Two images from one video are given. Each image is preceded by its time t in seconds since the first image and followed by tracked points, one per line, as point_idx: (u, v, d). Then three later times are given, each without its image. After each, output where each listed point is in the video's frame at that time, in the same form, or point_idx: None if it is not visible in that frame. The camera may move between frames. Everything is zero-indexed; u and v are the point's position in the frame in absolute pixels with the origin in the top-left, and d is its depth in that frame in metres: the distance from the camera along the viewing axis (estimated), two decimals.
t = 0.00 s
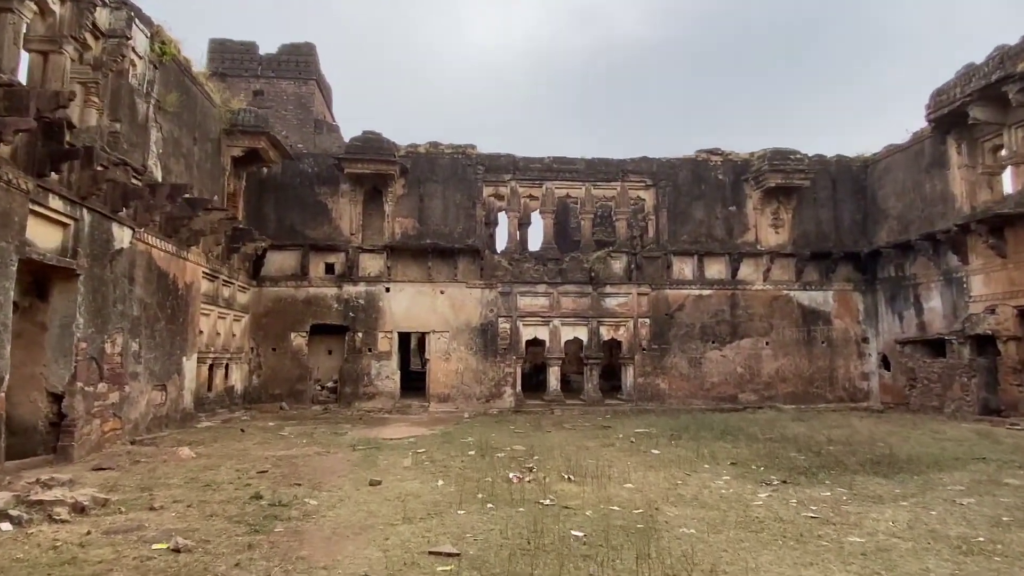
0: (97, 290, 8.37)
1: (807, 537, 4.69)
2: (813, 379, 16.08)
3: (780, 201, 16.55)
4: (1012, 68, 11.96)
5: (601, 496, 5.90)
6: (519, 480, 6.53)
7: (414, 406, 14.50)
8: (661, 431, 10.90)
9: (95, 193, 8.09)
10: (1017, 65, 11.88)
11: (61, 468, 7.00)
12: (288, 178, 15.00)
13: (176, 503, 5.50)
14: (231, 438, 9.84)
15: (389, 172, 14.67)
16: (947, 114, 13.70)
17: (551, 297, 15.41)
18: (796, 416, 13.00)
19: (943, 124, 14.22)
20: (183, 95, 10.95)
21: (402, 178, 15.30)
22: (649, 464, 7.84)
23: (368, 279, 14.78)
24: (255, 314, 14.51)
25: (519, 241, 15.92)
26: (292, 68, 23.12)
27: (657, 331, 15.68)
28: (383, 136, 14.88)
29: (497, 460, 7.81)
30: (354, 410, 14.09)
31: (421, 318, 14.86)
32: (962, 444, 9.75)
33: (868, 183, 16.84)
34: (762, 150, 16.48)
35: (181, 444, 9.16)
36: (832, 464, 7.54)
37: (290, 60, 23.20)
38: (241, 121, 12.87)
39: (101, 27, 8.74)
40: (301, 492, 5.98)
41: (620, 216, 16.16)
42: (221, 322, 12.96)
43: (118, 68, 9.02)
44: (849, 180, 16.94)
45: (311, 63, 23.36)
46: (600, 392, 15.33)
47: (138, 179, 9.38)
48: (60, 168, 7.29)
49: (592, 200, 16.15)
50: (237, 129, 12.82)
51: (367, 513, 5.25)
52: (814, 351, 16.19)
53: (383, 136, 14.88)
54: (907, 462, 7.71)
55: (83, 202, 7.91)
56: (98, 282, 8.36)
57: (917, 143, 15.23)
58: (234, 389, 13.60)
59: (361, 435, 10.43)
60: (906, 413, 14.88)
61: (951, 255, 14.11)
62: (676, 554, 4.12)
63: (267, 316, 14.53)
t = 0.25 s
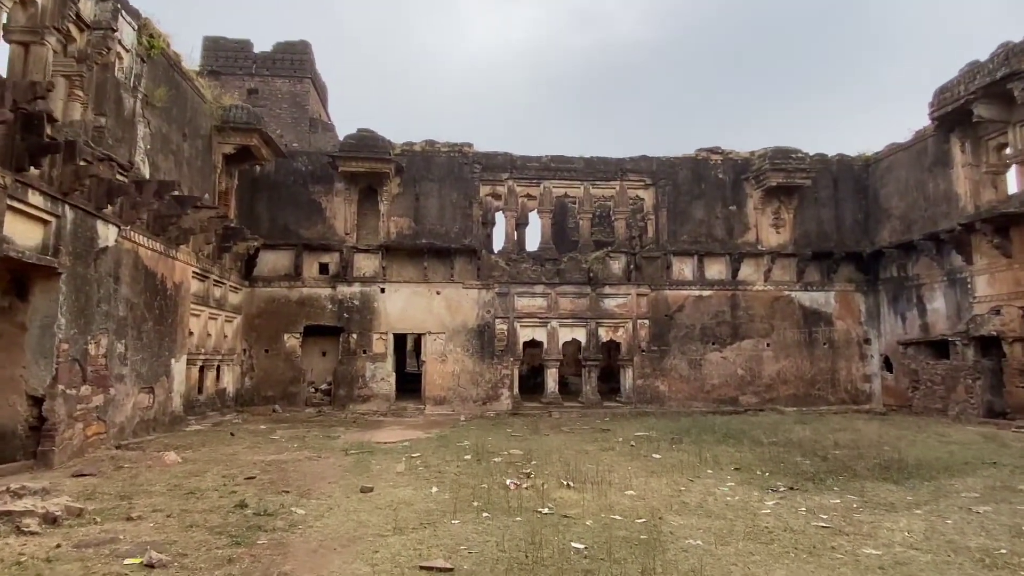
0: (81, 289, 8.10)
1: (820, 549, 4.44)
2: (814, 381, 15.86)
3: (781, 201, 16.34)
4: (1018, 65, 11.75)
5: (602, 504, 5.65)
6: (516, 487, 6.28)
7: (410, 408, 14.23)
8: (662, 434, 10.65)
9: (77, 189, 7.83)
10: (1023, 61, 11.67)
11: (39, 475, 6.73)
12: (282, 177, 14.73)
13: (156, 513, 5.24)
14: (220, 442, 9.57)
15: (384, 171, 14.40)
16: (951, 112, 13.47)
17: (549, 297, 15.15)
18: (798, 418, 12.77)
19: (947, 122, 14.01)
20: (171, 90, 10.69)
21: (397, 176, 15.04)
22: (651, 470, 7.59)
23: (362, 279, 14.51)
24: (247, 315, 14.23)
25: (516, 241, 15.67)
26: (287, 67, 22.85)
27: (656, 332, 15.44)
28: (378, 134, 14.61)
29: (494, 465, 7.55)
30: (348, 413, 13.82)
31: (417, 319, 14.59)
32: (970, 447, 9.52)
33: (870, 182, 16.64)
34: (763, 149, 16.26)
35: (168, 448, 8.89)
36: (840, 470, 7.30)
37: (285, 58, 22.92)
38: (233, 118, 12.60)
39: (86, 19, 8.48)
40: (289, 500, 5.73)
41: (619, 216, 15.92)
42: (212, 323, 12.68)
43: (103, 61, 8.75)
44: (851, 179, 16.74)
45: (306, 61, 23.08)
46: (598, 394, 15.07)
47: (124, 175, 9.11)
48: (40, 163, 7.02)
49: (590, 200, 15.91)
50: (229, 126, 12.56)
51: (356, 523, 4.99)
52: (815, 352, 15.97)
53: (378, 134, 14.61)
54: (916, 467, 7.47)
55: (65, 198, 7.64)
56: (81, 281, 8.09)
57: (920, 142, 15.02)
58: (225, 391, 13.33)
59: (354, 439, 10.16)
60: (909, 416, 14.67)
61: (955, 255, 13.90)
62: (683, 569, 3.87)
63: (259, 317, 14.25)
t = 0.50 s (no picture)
0: (64, 287, 7.83)
1: (836, 559, 4.21)
2: (817, 382, 15.64)
3: (783, 199, 16.13)
4: None
5: (605, 511, 5.41)
6: (515, 492, 6.04)
7: (406, 410, 13.97)
8: (663, 436, 10.41)
9: (61, 183, 7.57)
10: None
11: (17, 479, 6.45)
12: (276, 174, 14.46)
13: (136, 520, 4.97)
14: (210, 445, 9.31)
15: (380, 168, 14.14)
16: (956, 109, 13.26)
17: (548, 297, 14.90)
18: (801, 420, 12.54)
19: (952, 119, 13.80)
20: (161, 83, 10.43)
21: (394, 174, 14.78)
22: (654, 474, 7.35)
23: (358, 278, 14.24)
24: (240, 315, 13.96)
25: (515, 240, 15.42)
26: (282, 64, 22.58)
27: (657, 332, 15.20)
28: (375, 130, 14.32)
29: (491, 468, 7.30)
30: (343, 415, 13.56)
31: (414, 319, 14.33)
32: (979, 450, 9.30)
33: (872, 181, 16.45)
34: (765, 147, 16.04)
35: (155, 451, 8.62)
36: (849, 474, 7.07)
37: (281, 55, 22.65)
38: (225, 113, 12.34)
39: (71, 8, 8.21)
40: (276, 507, 5.47)
41: (619, 214, 15.68)
42: (203, 322, 12.41)
43: (89, 51, 8.48)
44: (853, 178, 16.54)
45: (302, 58, 22.81)
46: (598, 395, 14.83)
47: (111, 169, 8.84)
48: (20, 155, 6.76)
49: (590, 198, 15.68)
50: (221, 121, 12.30)
51: (347, 532, 4.74)
52: (818, 353, 15.75)
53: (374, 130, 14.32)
54: (928, 471, 7.24)
55: (48, 192, 7.38)
56: (64, 278, 7.83)
57: (924, 140, 14.82)
58: (217, 392, 13.05)
59: (348, 441, 9.90)
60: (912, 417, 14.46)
61: (960, 255, 13.69)
62: None
63: (252, 316, 13.98)
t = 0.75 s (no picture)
0: (47, 284, 7.57)
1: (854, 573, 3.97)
2: (819, 384, 15.43)
3: (785, 198, 15.91)
4: None
5: (607, 520, 5.18)
6: (513, 499, 5.80)
7: (402, 411, 13.72)
8: (665, 439, 10.18)
9: (43, 177, 7.27)
10: None
11: None
12: (269, 171, 14.19)
13: (113, 530, 4.70)
14: (199, 447, 9.05)
15: (376, 165, 13.86)
16: (962, 107, 13.05)
17: (546, 297, 14.66)
18: (804, 423, 12.32)
19: (957, 117, 13.59)
20: (150, 76, 10.16)
21: (390, 171, 14.49)
22: (656, 479, 7.11)
23: (353, 277, 13.97)
24: (232, 314, 13.69)
25: (512, 239, 15.17)
26: (277, 61, 22.33)
27: (657, 333, 14.97)
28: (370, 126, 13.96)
29: (488, 473, 7.06)
30: (337, 416, 13.30)
31: (410, 319, 14.06)
32: (987, 454, 9.08)
33: (875, 180, 16.24)
34: (767, 145, 15.82)
35: (142, 454, 8.35)
36: (858, 480, 6.83)
37: (276, 51, 22.39)
38: (217, 108, 12.07)
39: None
40: (263, 515, 5.21)
41: (619, 213, 15.45)
42: (194, 322, 12.14)
43: (75, 42, 8.18)
44: (856, 177, 16.34)
45: (297, 55, 22.55)
46: (597, 397, 14.59)
47: (96, 164, 8.55)
48: None
49: (589, 197, 15.44)
50: (213, 116, 12.03)
51: (337, 543, 4.49)
52: (819, 354, 15.54)
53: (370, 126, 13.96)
54: (939, 476, 7.01)
55: (30, 186, 7.11)
56: (47, 276, 7.56)
57: (928, 138, 14.62)
58: (209, 393, 12.79)
59: (341, 444, 9.65)
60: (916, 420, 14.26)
61: (965, 254, 13.49)
62: None
63: (245, 316, 13.71)
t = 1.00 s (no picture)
0: (28, 278, 7.31)
1: None
2: (820, 382, 15.23)
3: (786, 194, 15.70)
4: None
5: (608, 523, 4.95)
6: (510, 501, 5.57)
7: (397, 409, 13.48)
8: (665, 437, 9.96)
9: (24, 166, 7.02)
10: None
11: None
12: (262, 164, 13.92)
13: (88, 535, 4.45)
14: (187, 446, 8.80)
15: (371, 158, 13.54)
16: (967, 100, 12.84)
17: (544, 293, 14.43)
18: (806, 421, 12.11)
19: (961, 111, 13.39)
20: (138, 65, 9.90)
21: (385, 165, 14.18)
22: (658, 480, 6.88)
23: (347, 273, 13.70)
24: (224, 311, 13.43)
25: (510, 235, 14.92)
26: (272, 54, 22.02)
27: (656, 330, 14.75)
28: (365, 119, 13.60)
29: (484, 473, 6.82)
30: (331, 414, 13.06)
31: (405, 316, 13.79)
32: (994, 453, 8.88)
33: (877, 176, 16.04)
34: (768, 140, 15.60)
35: (127, 453, 8.10)
36: (867, 480, 6.62)
37: (271, 45, 22.08)
38: (208, 100, 11.81)
39: None
40: (249, 518, 4.97)
41: (618, 208, 15.21)
42: (185, 318, 11.88)
43: (58, 27, 7.93)
44: (858, 172, 16.14)
45: (292, 48, 22.23)
46: (595, 394, 14.37)
47: (81, 154, 8.30)
48: None
49: (588, 192, 15.19)
50: (203, 107, 11.76)
51: (324, 548, 4.25)
52: (820, 352, 15.34)
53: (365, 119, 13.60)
54: (950, 476, 6.80)
55: (9, 176, 6.85)
56: (28, 269, 7.30)
57: (932, 133, 14.41)
58: (200, 391, 12.53)
59: (334, 443, 9.41)
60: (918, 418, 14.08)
61: (969, 250, 13.32)
62: None
63: (237, 312, 13.45)
